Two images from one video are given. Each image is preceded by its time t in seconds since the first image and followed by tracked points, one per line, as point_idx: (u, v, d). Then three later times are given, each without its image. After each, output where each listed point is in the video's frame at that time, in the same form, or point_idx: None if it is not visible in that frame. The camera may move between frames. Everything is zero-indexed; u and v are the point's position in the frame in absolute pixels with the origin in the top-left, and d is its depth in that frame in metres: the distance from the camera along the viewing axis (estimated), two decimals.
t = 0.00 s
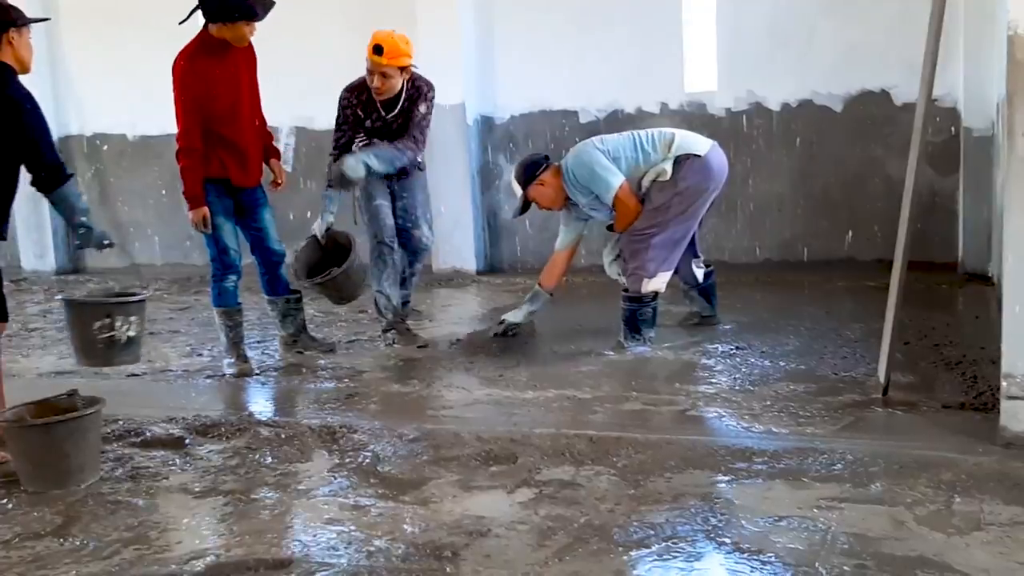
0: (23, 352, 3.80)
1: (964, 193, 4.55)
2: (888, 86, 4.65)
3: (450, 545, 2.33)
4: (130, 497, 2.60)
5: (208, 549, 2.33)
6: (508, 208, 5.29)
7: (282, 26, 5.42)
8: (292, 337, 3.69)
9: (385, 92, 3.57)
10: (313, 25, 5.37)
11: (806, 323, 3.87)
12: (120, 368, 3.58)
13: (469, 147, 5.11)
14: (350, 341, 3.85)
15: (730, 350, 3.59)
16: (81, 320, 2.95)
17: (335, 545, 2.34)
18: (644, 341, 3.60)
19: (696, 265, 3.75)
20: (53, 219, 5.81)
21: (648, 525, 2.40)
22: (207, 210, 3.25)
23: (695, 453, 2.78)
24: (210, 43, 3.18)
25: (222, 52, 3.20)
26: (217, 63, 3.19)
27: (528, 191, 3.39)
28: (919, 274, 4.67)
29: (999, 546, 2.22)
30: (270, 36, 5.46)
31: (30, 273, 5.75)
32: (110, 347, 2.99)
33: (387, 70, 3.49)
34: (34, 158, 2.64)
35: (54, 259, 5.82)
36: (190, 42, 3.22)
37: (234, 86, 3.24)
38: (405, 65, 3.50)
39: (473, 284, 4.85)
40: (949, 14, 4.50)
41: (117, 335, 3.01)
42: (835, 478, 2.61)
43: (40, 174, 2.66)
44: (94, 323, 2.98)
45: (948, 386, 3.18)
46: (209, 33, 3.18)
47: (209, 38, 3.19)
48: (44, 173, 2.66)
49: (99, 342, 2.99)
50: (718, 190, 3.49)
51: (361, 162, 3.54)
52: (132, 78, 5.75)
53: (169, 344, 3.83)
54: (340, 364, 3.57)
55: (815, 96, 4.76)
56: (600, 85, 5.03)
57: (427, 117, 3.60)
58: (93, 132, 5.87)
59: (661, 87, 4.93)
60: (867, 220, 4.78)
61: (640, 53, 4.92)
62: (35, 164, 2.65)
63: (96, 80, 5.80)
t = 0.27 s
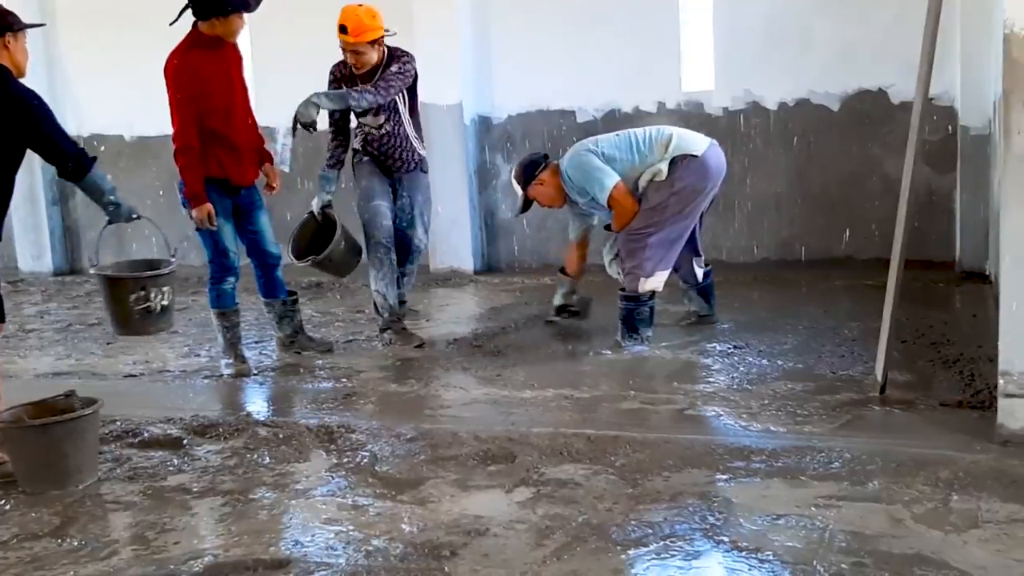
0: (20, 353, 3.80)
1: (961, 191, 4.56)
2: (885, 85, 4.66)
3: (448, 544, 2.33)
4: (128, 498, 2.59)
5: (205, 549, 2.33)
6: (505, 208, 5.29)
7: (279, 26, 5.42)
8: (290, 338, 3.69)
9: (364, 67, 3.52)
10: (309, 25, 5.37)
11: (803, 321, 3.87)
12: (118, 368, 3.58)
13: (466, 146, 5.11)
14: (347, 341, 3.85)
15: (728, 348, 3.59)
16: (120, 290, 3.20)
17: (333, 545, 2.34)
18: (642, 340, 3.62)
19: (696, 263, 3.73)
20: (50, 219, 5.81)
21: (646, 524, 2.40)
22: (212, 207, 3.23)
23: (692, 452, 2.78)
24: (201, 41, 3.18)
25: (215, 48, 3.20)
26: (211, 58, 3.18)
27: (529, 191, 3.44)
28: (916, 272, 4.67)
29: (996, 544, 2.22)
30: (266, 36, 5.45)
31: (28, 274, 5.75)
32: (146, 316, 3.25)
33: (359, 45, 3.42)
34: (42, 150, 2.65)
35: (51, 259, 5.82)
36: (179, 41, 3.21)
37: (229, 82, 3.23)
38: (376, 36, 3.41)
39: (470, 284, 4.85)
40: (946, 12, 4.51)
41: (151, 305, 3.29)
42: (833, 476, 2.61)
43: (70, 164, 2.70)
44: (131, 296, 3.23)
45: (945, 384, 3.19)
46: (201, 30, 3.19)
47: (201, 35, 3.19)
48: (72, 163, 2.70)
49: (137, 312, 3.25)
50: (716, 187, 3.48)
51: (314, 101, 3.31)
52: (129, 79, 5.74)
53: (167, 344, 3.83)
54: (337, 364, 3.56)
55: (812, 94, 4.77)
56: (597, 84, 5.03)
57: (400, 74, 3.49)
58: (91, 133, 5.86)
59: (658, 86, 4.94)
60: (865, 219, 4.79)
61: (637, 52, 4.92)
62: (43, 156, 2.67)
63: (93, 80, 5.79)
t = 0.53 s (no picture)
0: (28, 353, 3.81)
1: (968, 191, 4.56)
2: (891, 84, 4.66)
3: (455, 543, 2.33)
4: (136, 496, 2.60)
5: (213, 548, 2.34)
6: (511, 209, 5.30)
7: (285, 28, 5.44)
8: (296, 338, 3.69)
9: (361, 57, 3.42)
10: (315, 26, 5.39)
11: (810, 321, 3.87)
12: (126, 368, 3.59)
13: (472, 148, 5.12)
14: (354, 341, 3.86)
15: (735, 348, 3.59)
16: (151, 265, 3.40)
17: (340, 544, 2.34)
18: (649, 340, 3.61)
19: (707, 261, 3.75)
20: (58, 221, 5.83)
21: (653, 523, 2.40)
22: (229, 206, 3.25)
23: (699, 451, 2.78)
24: (204, 40, 3.18)
25: (219, 46, 3.19)
26: (215, 56, 3.18)
27: (544, 193, 3.45)
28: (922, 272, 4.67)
29: (1003, 542, 2.22)
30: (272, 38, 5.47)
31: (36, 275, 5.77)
32: (175, 289, 3.47)
33: (353, 32, 3.34)
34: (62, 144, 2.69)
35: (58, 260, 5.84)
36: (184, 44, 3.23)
37: (235, 78, 3.22)
38: (368, 23, 3.34)
39: (476, 285, 4.85)
40: (952, 12, 4.51)
41: (179, 279, 3.50)
42: (840, 475, 2.61)
43: (97, 153, 2.74)
44: (162, 269, 3.43)
45: (953, 384, 3.18)
46: (203, 29, 3.19)
47: (203, 34, 3.19)
48: (98, 153, 2.74)
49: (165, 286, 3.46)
50: (725, 179, 3.47)
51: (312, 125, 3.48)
52: (136, 80, 5.76)
53: (174, 344, 3.84)
54: (344, 364, 3.57)
55: (818, 94, 4.77)
56: (603, 85, 5.04)
57: (401, 78, 3.47)
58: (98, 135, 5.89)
59: (664, 85, 4.94)
60: (871, 219, 4.79)
61: (642, 52, 4.93)
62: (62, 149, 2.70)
63: (99, 82, 5.81)
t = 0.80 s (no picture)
0: (42, 352, 3.83)
1: (979, 189, 4.54)
2: (902, 82, 4.64)
3: (467, 540, 2.34)
4: (149, 494, 2.61)
5: (225, 545, 2.34)
6: (522, 208, 5.30)
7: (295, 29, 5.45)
8: (307, 337, 3.71)
9: (371, 33, 3.49)
10: (325, 26, 5.40)
11: (821, 319, 3.86)
12: (139, 367, 3.61)
13: (482, 147, 5.13)
14: (364, 340, 3.87)
15: (746, 346, 3.58)
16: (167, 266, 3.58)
17: (352, 541, 2.35)
18: (659, 337, 3.63)
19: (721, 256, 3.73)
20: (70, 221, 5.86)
21: (665, 520, 2.40)
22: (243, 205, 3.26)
23: (710, 449, 2.77)
24: (213, 38, 3.19)
25: (228, 45, 3.22)
26: (226, 55, 3.19)
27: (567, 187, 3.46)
28: (934, 271, 4.65)
29: (1016, 540, 2.21)
30: (283, 37, 5.48)
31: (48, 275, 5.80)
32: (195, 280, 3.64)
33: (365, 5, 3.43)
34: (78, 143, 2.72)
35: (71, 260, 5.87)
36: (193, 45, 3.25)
37: (245, 77, 3.25)
38: None
39: (486, 284, 4.85)
40: (963, 9, 4.49)
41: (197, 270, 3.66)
42: (852, 473, 2.60)
43: (110, 150, 2.75)
44: (182, 262, 3.59)
45: (965, 381, 3.17)
46: (212, 28, 3.21)
47: (212, 34, 3.21)
48: (112, 151, 2.75)
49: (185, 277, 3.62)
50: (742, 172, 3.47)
51: (339, 82, 3.39)
52: (148, 81, 5.79)
53: (186, 343, 3.86)
54: (355, 362, 3.58)
55: (829, 92, 4.76)
56: (613, 84, 5.04)
57: (418, 50, 3.50)
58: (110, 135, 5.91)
59: (674, 84, 4.93)
60: (882, 217, 4.78)
61: (652, 51, 4.93)
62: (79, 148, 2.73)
63: (111, 82, 5.84)
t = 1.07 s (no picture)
0: (62, 357, 3.87)
1: (997, 191, 4.52)
2: (919, 84, 4.63)
3: (484, 544, 2.35)
4: (169, 498, 2.63)
5: (245, 549, 2.36)
6: (537, 211, 5.31)
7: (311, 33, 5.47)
8: (325, 341, 3.73)
9: (393, 28, 3.48)
10: (341, 30, 5.42)
11: (838, 322, 3.86)
12: (158, 371, 3.64)
13: (498, 150, 5.13)
14: (381, 343, 3.89)
15: (763, 350, 3.58)
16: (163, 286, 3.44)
17: (370, 545, 2.36)
18: (676, 342, 3.61)
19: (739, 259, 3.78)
20: (90, 226, 5.91)
21: (682, 525, 2.41)
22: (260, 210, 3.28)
23: (728, 454, 2.77)
24: (228, 44, 3.21)
25: (243, 51, 3.23)
26: (241, 62, 3.21)
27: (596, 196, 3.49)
28: (951, 273, 4.64)
29: None
30: (299, 42, 5.51)
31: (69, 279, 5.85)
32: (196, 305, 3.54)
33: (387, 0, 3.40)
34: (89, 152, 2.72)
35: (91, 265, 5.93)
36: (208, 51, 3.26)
37: (261, 82, 3.26)
38: None
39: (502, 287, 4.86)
40: (980, 10, 4.47)
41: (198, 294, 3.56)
42: (869, 477, 2.60)
43: (115, 163, 2.76)
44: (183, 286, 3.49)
45: (983, 385, 3.16)
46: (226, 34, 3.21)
47: (226, 41, 3.22)
48: (117, 163, 2.76)
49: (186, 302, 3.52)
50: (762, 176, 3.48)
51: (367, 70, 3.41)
52: (166, 86, 5.82)
53: (205, 347, 3.89)
54: (372, 366, 3.60)
55: (844, 95, 4.75)
56: (628, 87, 5.04)
57: (443, 41, 3.56)
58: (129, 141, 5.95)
59: (690, 87, 4.93)
60: (899, 219, 4.76)
61: (668, 54, 4.93)
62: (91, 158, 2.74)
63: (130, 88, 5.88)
